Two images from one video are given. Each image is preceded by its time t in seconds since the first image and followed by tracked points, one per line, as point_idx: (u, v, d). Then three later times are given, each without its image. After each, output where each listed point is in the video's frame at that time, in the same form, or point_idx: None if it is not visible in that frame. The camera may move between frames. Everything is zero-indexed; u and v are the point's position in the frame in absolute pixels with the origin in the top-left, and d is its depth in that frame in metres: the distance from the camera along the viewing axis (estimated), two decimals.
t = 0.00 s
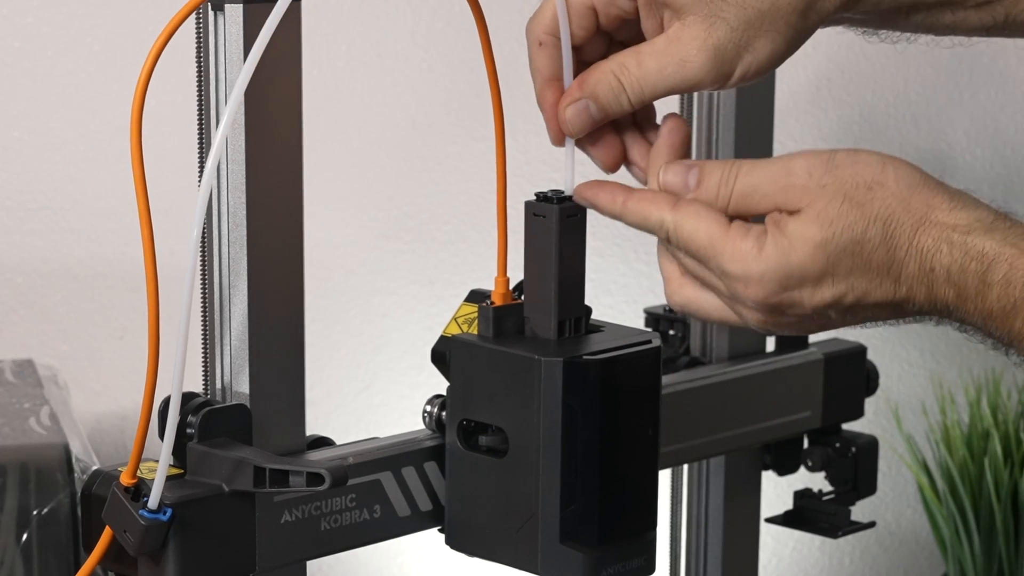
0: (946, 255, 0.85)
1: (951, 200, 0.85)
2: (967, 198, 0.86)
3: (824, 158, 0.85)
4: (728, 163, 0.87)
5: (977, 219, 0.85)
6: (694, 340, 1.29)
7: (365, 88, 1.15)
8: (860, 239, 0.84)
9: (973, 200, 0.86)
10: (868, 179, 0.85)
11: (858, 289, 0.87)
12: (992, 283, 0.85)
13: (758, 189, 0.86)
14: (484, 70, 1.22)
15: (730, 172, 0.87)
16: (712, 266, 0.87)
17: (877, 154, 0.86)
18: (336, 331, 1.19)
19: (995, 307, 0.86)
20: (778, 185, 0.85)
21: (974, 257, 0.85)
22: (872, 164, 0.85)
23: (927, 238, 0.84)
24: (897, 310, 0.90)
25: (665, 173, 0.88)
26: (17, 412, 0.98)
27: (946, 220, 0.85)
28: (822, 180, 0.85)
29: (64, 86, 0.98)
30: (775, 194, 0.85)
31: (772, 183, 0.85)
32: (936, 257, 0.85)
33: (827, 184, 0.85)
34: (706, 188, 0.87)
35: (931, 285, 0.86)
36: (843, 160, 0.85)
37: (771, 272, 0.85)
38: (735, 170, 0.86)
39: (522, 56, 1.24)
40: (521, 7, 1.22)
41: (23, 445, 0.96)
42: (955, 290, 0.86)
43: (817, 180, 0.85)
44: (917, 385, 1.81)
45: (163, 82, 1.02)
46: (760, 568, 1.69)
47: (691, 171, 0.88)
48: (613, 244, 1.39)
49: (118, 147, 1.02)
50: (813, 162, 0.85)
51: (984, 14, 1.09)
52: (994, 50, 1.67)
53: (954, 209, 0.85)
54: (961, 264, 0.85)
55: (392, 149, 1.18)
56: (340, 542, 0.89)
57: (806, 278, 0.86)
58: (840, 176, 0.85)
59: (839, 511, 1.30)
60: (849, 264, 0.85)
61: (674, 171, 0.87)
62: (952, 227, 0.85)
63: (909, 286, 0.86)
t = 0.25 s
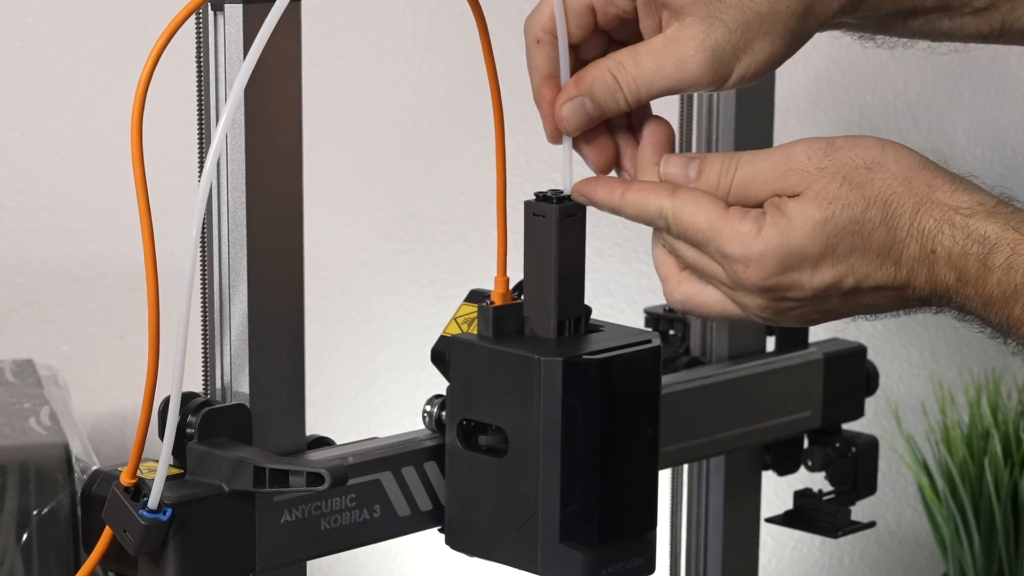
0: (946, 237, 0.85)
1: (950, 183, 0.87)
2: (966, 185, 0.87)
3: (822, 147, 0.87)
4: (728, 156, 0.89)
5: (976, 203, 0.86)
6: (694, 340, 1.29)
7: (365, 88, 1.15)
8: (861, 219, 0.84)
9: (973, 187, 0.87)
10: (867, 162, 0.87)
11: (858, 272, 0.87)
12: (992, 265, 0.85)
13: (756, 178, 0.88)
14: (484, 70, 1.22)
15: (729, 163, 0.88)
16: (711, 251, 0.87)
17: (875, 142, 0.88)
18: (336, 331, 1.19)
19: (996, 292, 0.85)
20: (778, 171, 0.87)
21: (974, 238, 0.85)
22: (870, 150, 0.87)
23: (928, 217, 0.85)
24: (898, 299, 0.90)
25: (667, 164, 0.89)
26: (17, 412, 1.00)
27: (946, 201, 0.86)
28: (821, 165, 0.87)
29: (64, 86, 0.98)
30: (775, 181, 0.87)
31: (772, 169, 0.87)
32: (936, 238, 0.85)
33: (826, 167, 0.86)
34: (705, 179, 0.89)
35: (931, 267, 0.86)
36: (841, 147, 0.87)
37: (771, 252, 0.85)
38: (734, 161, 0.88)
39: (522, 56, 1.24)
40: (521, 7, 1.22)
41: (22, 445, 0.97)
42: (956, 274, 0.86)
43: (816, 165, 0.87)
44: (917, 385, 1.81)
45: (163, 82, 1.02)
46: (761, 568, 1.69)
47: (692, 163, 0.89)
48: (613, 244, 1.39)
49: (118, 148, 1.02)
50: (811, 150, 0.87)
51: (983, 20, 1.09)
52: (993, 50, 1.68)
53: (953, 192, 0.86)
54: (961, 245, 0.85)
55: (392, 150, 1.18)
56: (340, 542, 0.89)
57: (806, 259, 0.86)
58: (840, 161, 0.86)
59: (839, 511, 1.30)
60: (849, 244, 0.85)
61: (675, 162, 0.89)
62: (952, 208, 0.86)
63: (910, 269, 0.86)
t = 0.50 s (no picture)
0: (940, 254, 0.84)
1: (945, 198, 0.85)
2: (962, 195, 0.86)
3: (817, 161, 0.86)
4: (725, 161, 0.88)
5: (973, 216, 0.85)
6: (694, 340, 1.29)
7: (365, 88, 1.15)
8: (854, 240, 0.85)
9: (971, 197, 0.86)
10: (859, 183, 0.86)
11: (855, 288, 0.87)
12: (987, 282, 0.84)
13: (751, 191, 0.87)
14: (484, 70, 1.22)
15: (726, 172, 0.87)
16: (709, 265, 0.88)
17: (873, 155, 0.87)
18: (336, 331, 1.19)
19: (992, 307, 0.84)
20: (771, 189, 0.87)
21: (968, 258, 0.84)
22: (865, 167, 0.86)
23: (922, 236, 0.84)
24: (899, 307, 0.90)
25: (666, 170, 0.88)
26: (17, 412, 0.99)
27: (939, 218, 0.84)
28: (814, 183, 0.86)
29: (64, 86, 0.98)
30: (770, 197, 0.87)
31: (767, 182, 0.87)
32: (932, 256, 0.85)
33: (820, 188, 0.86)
34: (702, 186, 0.88)
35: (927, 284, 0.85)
36: (836, 163, 0.86)
37: (767, 273, 0.86)
38: (729, 171, 0.87)
39: (522, 56, 1.24)
40: (521, 7, 1.22)
41: (23, 445, 0.96)
42: (952, 289, 0.85)
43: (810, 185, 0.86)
44: (917, 385, 1.81)
45: (163, 82, 1.02)
46: (761, 568, 1.69)
47: (690, 167, 0.88)
48: (613, 244, 1.39)
49: (118, 148, 1.02)
50: (807, 165, 0.86)
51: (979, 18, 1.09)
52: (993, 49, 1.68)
53: (948, 207, 0.85)
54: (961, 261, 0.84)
55: (392, 150, 1.19)
56: (340, 542, 0.89)
57: (803, 277, 0.87)
58: (832, 179, 0.85)
59: (839, 511, 1.30)
60: (843, 265, 0.86)
61: (673, 167, 0.88)
62: (946, 225, 0.84)
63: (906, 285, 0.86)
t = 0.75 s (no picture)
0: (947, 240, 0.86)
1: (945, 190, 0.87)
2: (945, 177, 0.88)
3: (847, 141, 0.84)
4: (746, 174, 0.82)
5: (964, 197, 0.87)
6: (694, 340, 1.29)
7: (365, 88, 1.15)
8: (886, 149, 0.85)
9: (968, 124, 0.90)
10: (888, 162, 0.85)
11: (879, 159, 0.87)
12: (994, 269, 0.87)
13: (790, 198, 0.82)
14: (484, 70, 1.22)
15: (763, 183, 0.82)
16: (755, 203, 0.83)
17: (897, 125, 0.85)
18: (336, 331, 1.19)
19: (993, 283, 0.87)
20: (813, 189, 0.83)
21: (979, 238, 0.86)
22: (892, 144, 0.85)
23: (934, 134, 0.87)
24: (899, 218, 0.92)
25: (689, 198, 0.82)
26: (17, 412, 0.97)
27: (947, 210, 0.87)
28: (852, 169, 0.84)
29: (64, 86, 0.98)
30: (808, 198, 0.83)
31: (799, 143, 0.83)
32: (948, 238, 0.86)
33: (857, 173, 0.84)
34: (732, 208, 0.82)
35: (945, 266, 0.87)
36: (866, 141, 0.84)
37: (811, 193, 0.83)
38: (762, 180, 0.82)
39: (521, 55, 1.24)
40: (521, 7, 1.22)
41: (23, 445, 0.94)
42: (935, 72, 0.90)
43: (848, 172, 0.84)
44: (917, 386, 1.81)
45: (163, 82, 1.02)
46: (760, 568, 1.69)
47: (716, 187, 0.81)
48: (613, 244, 1.39)
49: (118, 148, 1.02)
50: (841, 151, 0.83)
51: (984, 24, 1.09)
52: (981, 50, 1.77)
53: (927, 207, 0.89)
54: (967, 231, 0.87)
55: (392, 150, 1.19)
56: (340, 543, 0.89)
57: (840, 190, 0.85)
58: (863, 162, 0.84)
59: (839, 511, 1.30)
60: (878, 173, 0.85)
61: (695, 189, 0.82)
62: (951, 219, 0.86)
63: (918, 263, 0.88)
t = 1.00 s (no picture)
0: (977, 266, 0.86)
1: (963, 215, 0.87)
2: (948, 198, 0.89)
3: (827, 191, 0.86)
4: (719, 201, 0.81)
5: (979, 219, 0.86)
6: (694, 340, 1.29)
7: (365, 88, 1.15)
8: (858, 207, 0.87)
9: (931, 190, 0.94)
10: (861, 213, 0.88)
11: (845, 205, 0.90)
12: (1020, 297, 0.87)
13: (760, 232, 0.84)
14: (484, 70, 1.22)
15: (735, 218, 0.82)
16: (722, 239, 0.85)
17: (874, 180, 0.88)
18: (336, 331, 1.19)
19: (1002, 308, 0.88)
20: (785, 229, 0.85)
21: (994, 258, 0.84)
22: (867, 196, 0.88)
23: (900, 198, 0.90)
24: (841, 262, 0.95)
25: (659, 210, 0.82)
26: (17, 413, 0.97)
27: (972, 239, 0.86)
28: (828, 220, 0.86)
29: (64, 86, 0.99)
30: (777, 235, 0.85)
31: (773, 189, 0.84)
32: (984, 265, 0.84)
33: (831, 222, 0.86)
34: (700, 230, 0.82)
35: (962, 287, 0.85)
36: (846, 194, 0.87)
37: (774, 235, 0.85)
38: (736, 212, 0.82)
39: (521, 55, 1.24)
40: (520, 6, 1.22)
41: (23, 445, 0.94)
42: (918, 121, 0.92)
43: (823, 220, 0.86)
44: (917, 386, 1.81)
45: (162, 81, 1.02)
46: (760, 568, 1.69)
47: (683, 213, 0.81)
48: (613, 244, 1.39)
49: (118, 147, 1.02)
50: (819, 201, 0.85)
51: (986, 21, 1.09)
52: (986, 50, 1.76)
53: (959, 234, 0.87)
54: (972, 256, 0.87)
55: (392, 149, 1.19)
56: (340, 543, 0.89)
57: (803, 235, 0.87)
58: (839, 213, 0.86)
59: (839, 511, 1.30)
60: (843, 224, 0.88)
61: (665, 209, 0.82)
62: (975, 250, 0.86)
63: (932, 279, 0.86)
